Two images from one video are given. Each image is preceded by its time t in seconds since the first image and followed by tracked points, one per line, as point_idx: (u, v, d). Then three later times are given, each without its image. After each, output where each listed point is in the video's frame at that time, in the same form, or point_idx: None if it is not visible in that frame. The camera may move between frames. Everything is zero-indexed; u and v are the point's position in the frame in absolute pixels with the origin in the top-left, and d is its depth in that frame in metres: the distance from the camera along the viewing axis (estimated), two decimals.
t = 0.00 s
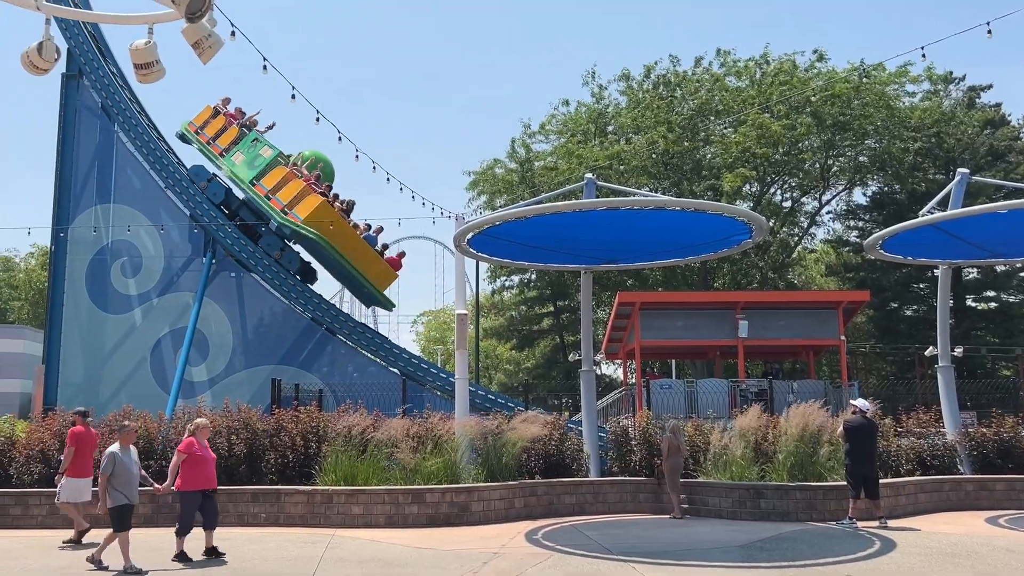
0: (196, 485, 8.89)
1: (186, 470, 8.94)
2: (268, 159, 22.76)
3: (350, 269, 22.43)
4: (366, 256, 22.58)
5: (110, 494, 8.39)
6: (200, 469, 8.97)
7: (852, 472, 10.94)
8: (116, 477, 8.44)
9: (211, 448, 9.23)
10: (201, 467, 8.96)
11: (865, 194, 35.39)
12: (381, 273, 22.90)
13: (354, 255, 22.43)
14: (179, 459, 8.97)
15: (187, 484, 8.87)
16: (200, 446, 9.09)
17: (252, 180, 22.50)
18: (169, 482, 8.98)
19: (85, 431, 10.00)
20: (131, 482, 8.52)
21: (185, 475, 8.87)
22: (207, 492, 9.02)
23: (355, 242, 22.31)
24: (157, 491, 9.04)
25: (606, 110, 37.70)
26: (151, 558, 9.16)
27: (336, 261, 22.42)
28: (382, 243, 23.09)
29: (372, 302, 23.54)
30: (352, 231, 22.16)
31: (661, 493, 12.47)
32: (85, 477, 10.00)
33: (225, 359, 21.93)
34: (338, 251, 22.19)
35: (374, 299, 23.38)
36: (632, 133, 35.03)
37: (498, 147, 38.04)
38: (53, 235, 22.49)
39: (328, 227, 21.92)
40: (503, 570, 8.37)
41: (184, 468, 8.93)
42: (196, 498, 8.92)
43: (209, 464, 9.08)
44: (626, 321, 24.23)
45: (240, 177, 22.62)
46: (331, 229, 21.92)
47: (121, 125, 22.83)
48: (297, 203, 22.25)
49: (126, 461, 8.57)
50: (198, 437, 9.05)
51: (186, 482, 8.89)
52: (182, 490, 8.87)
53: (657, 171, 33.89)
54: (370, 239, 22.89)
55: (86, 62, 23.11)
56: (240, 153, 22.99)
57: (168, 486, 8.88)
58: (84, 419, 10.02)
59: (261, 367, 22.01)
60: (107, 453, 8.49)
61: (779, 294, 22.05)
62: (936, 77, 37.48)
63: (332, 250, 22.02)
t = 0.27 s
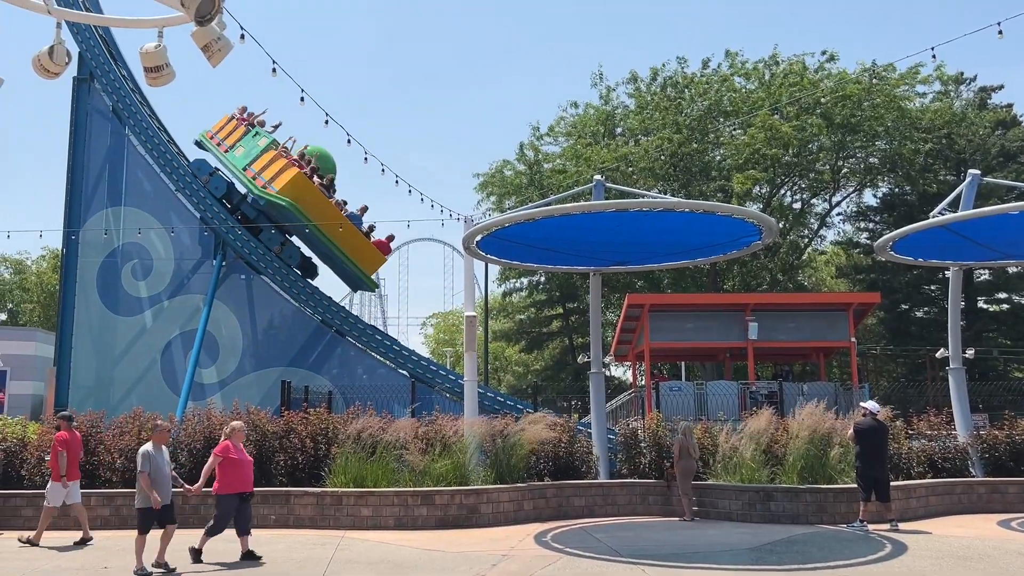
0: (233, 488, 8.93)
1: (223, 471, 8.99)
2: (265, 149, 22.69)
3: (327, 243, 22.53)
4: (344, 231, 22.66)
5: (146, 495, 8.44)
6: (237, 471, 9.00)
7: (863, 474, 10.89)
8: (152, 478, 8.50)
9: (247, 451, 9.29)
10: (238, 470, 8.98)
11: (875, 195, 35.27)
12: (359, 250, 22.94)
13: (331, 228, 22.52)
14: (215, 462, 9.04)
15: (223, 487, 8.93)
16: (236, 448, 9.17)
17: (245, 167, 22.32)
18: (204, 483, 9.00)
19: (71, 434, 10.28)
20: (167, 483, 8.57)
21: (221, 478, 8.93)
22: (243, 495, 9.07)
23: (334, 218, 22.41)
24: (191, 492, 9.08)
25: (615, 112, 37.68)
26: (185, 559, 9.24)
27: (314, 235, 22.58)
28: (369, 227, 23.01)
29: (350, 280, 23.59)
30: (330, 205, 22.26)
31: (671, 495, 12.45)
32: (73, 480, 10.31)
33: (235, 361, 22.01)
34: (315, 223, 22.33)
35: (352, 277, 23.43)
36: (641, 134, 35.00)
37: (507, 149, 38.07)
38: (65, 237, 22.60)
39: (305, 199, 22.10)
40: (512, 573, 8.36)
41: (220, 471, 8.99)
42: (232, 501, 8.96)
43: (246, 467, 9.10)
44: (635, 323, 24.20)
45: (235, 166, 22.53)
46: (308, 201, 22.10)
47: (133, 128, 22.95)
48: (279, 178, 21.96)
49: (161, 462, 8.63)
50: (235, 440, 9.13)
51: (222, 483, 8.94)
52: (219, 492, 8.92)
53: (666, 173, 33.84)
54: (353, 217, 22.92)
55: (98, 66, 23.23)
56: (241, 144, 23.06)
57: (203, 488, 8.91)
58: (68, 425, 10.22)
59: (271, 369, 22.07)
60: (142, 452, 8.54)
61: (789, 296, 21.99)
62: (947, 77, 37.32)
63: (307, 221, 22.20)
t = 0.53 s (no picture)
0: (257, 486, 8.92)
1: (246, 470, 8.96)
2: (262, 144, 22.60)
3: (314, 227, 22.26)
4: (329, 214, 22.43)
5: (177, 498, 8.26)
6: (259, 470, 8.98)
7: (864, 474, 10.88)
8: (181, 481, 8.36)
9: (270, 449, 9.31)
10: (261, 468, 8.98)
11: (877, 195, 35.27)
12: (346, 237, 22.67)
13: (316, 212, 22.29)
14: (239, 461, 9.02)
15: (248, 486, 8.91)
16: (258, 447, 9.18)
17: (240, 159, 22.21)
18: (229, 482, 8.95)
19: (45, 434, 10.42)
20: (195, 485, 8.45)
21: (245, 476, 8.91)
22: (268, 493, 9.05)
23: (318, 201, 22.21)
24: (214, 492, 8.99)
25: (616, 112, 37.69)
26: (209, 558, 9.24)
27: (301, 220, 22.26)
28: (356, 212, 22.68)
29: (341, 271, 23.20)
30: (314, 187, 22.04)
31: (672, 495, 12.45)
32: (43, 479, 10.27)
33: (236, 360, 22.03)
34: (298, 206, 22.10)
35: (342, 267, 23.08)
36: (642, 134, 35.00)
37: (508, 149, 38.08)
38: (66, 237, 22.62)
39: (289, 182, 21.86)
40: (513, 573, 8.36)
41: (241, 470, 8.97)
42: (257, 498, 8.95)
43: (268, 465, 9.08)
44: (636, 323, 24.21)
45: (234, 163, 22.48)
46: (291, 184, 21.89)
47: (134, 128, 22.98)
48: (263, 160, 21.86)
49: (188, 464, 8.47)
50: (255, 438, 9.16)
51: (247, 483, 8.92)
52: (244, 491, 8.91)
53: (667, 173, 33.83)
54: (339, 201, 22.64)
55: (99, 66, 23.25)
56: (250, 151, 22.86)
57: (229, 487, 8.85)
58: (43, 425, 10.44)
59: (272, 369, 22.08)
60: (171, 454, 8.34)
61: (791, 296, 21.99)
62: (949, 77, 37.31)
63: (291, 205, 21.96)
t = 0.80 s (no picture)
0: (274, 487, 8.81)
1: (261, 471, 8.83)
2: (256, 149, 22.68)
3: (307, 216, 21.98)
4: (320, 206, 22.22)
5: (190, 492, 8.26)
6: (276, 471, 8.85)
7: (857, 472, 10.92)
8: (194, 476, 8.32)
9: (283, 449, 9.15)
10: (277, 470, 8.84)
11: (870, 194, 35.37)
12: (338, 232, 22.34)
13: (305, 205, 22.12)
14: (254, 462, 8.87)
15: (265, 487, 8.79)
16: (273, 447, 9.01)
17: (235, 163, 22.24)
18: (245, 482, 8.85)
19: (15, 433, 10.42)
20: (208, 479, 8.37)
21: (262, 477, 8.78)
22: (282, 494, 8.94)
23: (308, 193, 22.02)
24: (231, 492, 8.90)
25: (610, 111, 37.70)
26: (209, 556, 9.21)
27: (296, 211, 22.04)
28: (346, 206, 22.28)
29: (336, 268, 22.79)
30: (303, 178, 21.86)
31: (665, 493, 12.47)
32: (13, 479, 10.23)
33: (229, 358, 21.99)
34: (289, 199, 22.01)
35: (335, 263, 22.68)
36: (636, 133, 35.02)
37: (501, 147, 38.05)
38: (58, 234, 22.55)
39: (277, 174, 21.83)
40: (506, 571, 8.36)
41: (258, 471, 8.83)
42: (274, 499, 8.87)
43: (283, 467, 8.94)
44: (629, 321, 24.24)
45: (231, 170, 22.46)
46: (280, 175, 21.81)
47: (126, 126, 22.90)
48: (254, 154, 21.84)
49: (205, 460, 8.42)
50: (271, 439, 8.98)
51: (264, 484, 8.80)
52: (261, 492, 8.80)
53: (661, 172, 33.85)
54: (329, 192, 22.41)
55: (91, 63, 23.16)
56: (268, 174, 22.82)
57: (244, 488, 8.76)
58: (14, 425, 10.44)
59: (265, 367, 22.04)
60: (188, 449, 8.36)
61: (784, 294, 22.03)
62: (942, 76, 37.40)
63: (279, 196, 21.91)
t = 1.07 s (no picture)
0: (282, 479, 8.82)
1: (268, 464, 8.83)
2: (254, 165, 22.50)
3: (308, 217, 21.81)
4: (310, 202, 21.97)
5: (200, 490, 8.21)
6: (283, 462, 8.88)
7: (838, 468, 11.02)
8: (206, 475, 8.25)
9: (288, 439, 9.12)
10: (284, 463, 8.88)
11: (852, 191, 35.65)
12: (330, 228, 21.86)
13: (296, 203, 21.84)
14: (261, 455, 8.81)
15: (272, 479, 8.78)
16: (280, 439, 8.96)
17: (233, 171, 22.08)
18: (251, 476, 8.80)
19: None
20: (219, 477, 8.32)
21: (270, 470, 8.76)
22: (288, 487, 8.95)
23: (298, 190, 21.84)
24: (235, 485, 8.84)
25: (594, 107, 37.75)
26: (192, 552, 9.17)
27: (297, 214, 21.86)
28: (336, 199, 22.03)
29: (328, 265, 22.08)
30: (290, 174, 21.87)
31: (648, 488, 12.55)
32: None
33: (212, 354, 21.88)
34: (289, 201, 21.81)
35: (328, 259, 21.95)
36: (620, 130, 35.10)
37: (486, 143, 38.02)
38: (38, 229, 22.34)
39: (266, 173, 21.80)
40: (489, 566, 8.38)
41: (266, 463, 8.80)
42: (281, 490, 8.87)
43: (289, 457, 8.97)
44: (613, 318, 24.30)
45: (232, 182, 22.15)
46: (268, 172, 21.79)
47: (107, 119, 22.69)
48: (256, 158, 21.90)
49: (214, 457, 8.36)
50: (278, 431, 8.91)
51: (272, 476, 8.80)
52: (268, 485, 8.77)
53: (646, 169, 33.95)
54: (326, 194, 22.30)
55: (72, 56, 22.93)
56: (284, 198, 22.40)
57: (251, 481, 8.73)
58: None
59: (248, 363, 21.94)
60: (197, 447, 8.26)
61: (767, 290, 22.15)
62: (923, 75, 37.66)
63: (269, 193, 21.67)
